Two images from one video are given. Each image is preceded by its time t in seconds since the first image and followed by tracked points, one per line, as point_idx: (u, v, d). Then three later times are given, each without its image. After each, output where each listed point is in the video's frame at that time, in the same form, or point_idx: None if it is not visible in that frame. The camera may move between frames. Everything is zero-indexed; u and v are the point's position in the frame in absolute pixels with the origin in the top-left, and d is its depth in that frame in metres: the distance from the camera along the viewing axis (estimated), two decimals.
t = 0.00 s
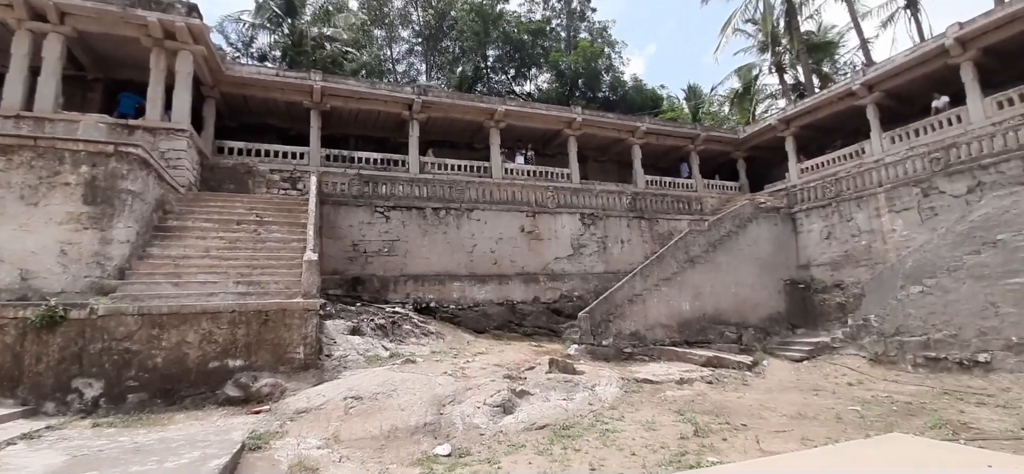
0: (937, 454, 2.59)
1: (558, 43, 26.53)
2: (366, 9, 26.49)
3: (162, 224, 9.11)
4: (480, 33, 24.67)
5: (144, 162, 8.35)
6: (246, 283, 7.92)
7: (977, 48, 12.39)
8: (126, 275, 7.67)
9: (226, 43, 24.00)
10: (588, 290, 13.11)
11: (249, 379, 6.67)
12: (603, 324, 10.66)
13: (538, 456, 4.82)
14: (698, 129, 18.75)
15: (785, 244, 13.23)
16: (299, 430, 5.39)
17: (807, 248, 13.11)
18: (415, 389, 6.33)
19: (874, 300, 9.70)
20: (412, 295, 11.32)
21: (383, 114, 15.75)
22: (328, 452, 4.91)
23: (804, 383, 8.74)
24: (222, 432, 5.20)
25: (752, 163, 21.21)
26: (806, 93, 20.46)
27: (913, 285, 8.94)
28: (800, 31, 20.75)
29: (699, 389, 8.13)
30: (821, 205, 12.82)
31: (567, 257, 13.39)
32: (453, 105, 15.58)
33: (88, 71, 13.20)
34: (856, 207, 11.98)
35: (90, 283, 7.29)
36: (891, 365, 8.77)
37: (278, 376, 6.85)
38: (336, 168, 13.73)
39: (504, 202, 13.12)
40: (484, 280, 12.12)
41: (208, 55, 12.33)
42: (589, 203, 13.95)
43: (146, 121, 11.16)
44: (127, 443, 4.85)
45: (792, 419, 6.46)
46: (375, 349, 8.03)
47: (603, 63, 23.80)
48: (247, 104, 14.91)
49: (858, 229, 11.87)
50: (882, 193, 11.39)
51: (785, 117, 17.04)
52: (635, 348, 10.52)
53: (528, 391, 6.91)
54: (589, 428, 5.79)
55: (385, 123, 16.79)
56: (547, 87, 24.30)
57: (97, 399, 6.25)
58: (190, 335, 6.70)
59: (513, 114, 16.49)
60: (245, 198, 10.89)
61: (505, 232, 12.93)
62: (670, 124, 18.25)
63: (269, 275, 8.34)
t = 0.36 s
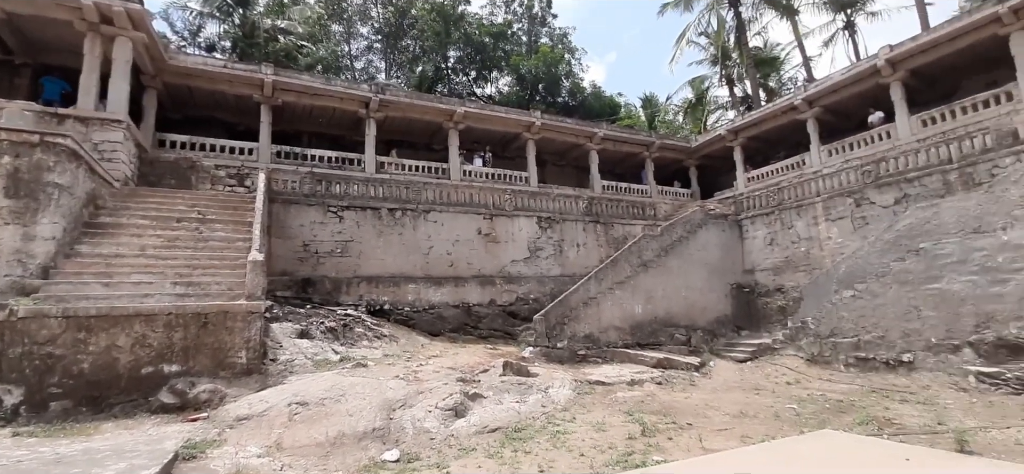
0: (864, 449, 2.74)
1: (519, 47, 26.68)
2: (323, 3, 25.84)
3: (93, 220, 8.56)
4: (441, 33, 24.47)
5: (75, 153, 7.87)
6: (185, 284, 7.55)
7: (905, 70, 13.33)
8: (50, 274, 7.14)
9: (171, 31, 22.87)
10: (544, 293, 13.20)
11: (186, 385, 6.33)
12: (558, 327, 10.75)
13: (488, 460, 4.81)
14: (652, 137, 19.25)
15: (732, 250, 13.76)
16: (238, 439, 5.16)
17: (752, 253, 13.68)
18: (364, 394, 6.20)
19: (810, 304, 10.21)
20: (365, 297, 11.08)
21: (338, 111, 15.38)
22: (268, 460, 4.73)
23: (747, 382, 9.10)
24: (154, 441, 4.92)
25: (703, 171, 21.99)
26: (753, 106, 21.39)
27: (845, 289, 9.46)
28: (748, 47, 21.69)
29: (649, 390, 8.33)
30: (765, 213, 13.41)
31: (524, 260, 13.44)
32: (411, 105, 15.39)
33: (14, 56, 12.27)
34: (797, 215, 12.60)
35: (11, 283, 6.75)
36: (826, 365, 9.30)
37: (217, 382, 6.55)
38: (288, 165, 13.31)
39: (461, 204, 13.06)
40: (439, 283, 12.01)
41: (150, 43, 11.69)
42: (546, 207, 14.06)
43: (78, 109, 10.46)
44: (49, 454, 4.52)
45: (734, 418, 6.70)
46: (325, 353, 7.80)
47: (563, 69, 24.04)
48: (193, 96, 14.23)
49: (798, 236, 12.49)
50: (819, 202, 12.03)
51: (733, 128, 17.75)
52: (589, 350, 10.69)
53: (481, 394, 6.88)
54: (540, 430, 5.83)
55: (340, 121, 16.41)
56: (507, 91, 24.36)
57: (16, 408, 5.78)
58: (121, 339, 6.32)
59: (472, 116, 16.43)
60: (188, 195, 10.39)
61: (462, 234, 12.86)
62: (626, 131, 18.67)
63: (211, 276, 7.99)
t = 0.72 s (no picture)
0: (798, 444, 2.86)
1: (477, 49, 26.65)
2: None
3: (8, 214, 7.89)
4: (397, 30, 24.08)
5: None
6: (112, 284, 7.10)
7: (837, 86, 14.21)
8: None
9: (104, 13, 21.45)
10: (498, 295, 13.21)
11: (112, 392, 5.92)
12: (511, 328, 10.78)
13: (436, 463, 4.76)
14: (606, 142, 19.64)
15: (679, 253, 14.23)
16: (169, 448, 4.88)
17: (698, 257, 14.19)
18: (307, 399, 6.01)
19: (750, 306, 10.68)
20: (312, 299, 10.73)
21: (287, 105, 14.86)
22: (202, 470, 4.48)
23: (692, 381, 9.43)
24: (73, 453, 4.58)
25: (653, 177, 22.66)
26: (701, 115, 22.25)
27: (782, 291, 9.97)
28: (697, 59, 22.54)
29: (599, 390, 8.48)
30: (710, 218, 13.95)
31: (478, 262, 13.40)
32: (364, 102, 15.06)
33: None
34: (740, 221, 13.17)
35: None
36: (763, 364, 9.80)
37: (146, 389, 6.17)
38: (232, 160, 12.74)
39: (415, 204, 12.89)
40: (391, 284, 11.79)
41: (79, 25, 10.91)
42: (501, 209, 14.09)
43: None
44: None
45: (678, 416, 6.92)
46: (267, 357, 7.51)
47: (520, 72, 24.20)
48: (127, 84, 13.39)
49: (741, 241, 13.07)
50: (760, 209, 12.62)
51: (682, 136, 18.38)
52: (541, 351, 10.79)
53: (431, 396, 6.80)
54: (490, 432, 5.83)
55: (288, 116, 15.85)
56: (464, 91, 24.28)
57: None
58: (38, 343, 5.85)
59: (427, 116, 16.26)
60: (119, 189, 9.76)
61: (415, 235, 12.68)
62: (580, 136, 18.95)
63: (142, 276, 7.53)
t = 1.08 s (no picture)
0: (714, 435, 3.04)
1: (418, 44, 26.21)
2: None
3: None
4: (334, 19, 23.20)
5: None
6: None
7: (757, 102, 15.21)
8: None
9: None
10: (434, 295, 13.05)
11: None
12: (446, 328, 10.67)
13: (364, 468, 4.65)
14: (545, 145, 19.91)
15: (612, 255, 14.68)
16: (62, 461, 4.44)
17: (630, 259, 14.70)
18: (224, 406, 5.68)
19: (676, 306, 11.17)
20: (233, 298, 10.12)
21: (210, 91, 13.94)
22: None
23: (621, 379, 9.76)
24: None
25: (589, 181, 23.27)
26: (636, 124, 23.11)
27: (704, 293, 10.51)
28: (633, 69, 23.38)
29: (533, 390, 8.59)
30: (642, 222, 14.49)
31: (414, 261, 13.16)
32: (296, 92, 14.40)
33: None
34: (669, 226, 13.78)
35: None
36: (686, 361, 10.39)
37: (35, 397, 5.56)
38: (144, 146, 11.79)
39: (349, 201, 12.49)
40: (321, 283, 11.35)
41: None
42: (438, 208, 13.93)
43: None
44: None
45: (607, 413, 7.14)
46: (178, 361, 7.02)
47: (461, 71, 24.02)
48: (21, 58, 12.07)
49: (669, 245, 13.68)
50: (687, 215, 13.27)
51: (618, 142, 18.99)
52: (476, 352, 10.80)
53: (361, 399, 6.61)
54: (422, 434, 5.75)
55: (211, 102, 14.89)
56: (404, 87, 23.82)
57: None
58: None
59: (363, 110, 15.78)
60: (7, 173, 8.77)
61: (347, 232, 12.28)
62: (520, 138, 19.08)
63: (33, 271, 6.80)
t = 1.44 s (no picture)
0: (625, 433, 3.16)
1: (345, 33, 25.26)
2: None
3: None
4: None
5: None
6: None
7: (675, 115, 16.11)
8: None
9: None
10: (355, 295, 12.62)
11: None
12: (368, 329, 10.33)
13: None
14: (476, 145, 19.88)
15: (538, 257, 14.91)
16: None
17: (555, 261, 15.01)
18: (111, 416, 5.16)
19: (598, 307, 11.52)
20: (123, 297, 9.24)
21: (105, 66, 12.64)
22: None
23: (543, 379, 9.95)
24: None
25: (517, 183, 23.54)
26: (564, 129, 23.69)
27: (624, 295, 10.93)
28: (563, 76, 23.94)
29: (456, 391, 8.54)
30: (568, 225, 14.85)
31: (334, 259, 12.64)
32: (208, 74, 13.40)
33: None
34: (592, 229, 14.24)
35: None
36: (606, 361, 10.74)
37: None
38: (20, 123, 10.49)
39: (264, 194, 11.79)
40: (228, 281, 10.63)
41: None
42: (363, 205, 13.49)
43: None
44: None
45: (529, 412, 7.26)
46: (54, 367, 6.29)
47: (391, 65, 23.42)
48: None
49: (593, 248, 14.13)
50: (610, 220, 13.77)
51: (546, 146, 19.35)
52: (399, 353, 10.59)
53: (271, 406, 6.25)
54: (338, 440, 5.53)
55: (106, 78, 13.52)
56: (329, 77, 22.85)
57: None
58: None
59: (283, 98, 14.96)
60: None
61: (261, 227, 11.59)
62: (450, 137, 18.93)
63: None
